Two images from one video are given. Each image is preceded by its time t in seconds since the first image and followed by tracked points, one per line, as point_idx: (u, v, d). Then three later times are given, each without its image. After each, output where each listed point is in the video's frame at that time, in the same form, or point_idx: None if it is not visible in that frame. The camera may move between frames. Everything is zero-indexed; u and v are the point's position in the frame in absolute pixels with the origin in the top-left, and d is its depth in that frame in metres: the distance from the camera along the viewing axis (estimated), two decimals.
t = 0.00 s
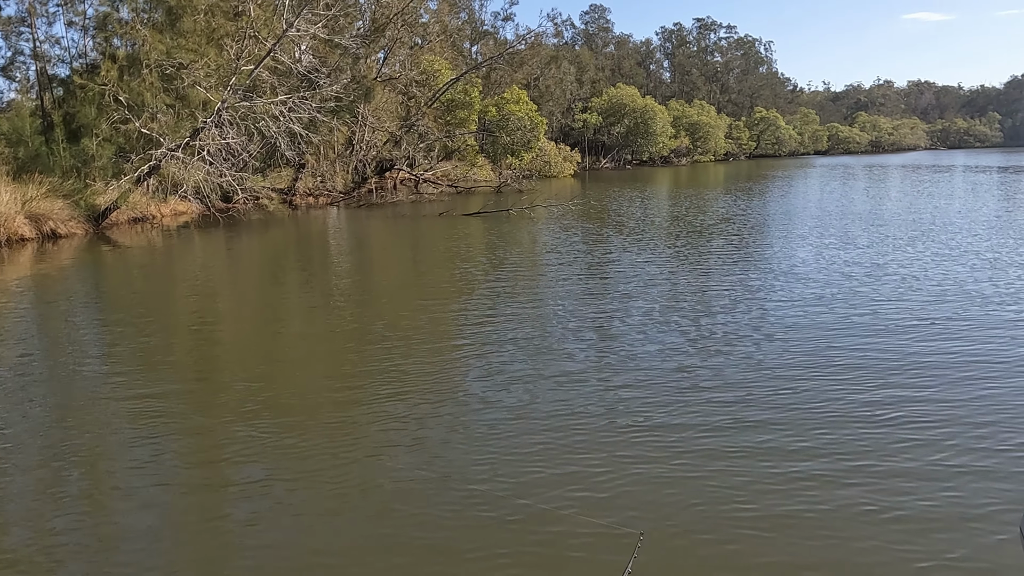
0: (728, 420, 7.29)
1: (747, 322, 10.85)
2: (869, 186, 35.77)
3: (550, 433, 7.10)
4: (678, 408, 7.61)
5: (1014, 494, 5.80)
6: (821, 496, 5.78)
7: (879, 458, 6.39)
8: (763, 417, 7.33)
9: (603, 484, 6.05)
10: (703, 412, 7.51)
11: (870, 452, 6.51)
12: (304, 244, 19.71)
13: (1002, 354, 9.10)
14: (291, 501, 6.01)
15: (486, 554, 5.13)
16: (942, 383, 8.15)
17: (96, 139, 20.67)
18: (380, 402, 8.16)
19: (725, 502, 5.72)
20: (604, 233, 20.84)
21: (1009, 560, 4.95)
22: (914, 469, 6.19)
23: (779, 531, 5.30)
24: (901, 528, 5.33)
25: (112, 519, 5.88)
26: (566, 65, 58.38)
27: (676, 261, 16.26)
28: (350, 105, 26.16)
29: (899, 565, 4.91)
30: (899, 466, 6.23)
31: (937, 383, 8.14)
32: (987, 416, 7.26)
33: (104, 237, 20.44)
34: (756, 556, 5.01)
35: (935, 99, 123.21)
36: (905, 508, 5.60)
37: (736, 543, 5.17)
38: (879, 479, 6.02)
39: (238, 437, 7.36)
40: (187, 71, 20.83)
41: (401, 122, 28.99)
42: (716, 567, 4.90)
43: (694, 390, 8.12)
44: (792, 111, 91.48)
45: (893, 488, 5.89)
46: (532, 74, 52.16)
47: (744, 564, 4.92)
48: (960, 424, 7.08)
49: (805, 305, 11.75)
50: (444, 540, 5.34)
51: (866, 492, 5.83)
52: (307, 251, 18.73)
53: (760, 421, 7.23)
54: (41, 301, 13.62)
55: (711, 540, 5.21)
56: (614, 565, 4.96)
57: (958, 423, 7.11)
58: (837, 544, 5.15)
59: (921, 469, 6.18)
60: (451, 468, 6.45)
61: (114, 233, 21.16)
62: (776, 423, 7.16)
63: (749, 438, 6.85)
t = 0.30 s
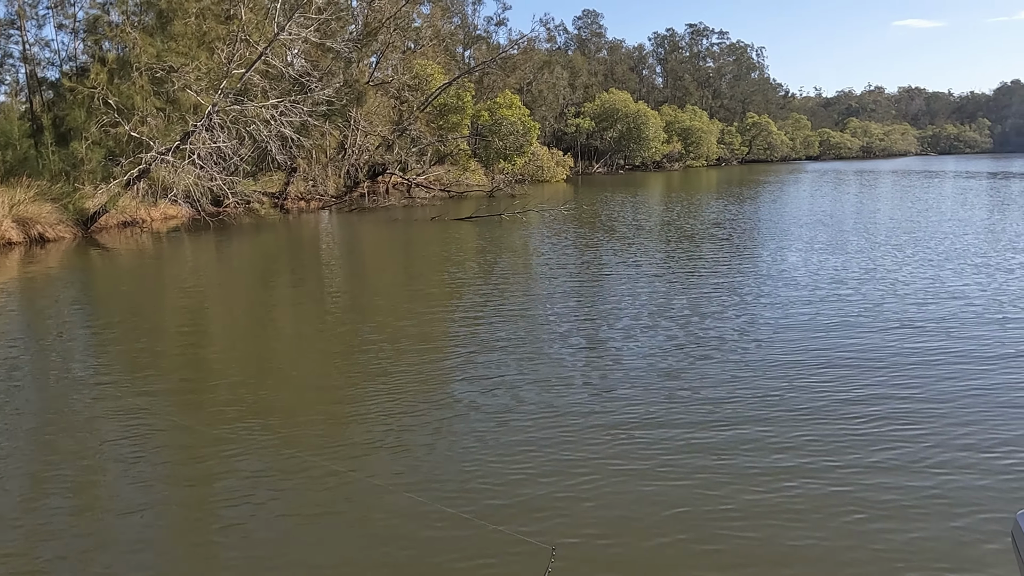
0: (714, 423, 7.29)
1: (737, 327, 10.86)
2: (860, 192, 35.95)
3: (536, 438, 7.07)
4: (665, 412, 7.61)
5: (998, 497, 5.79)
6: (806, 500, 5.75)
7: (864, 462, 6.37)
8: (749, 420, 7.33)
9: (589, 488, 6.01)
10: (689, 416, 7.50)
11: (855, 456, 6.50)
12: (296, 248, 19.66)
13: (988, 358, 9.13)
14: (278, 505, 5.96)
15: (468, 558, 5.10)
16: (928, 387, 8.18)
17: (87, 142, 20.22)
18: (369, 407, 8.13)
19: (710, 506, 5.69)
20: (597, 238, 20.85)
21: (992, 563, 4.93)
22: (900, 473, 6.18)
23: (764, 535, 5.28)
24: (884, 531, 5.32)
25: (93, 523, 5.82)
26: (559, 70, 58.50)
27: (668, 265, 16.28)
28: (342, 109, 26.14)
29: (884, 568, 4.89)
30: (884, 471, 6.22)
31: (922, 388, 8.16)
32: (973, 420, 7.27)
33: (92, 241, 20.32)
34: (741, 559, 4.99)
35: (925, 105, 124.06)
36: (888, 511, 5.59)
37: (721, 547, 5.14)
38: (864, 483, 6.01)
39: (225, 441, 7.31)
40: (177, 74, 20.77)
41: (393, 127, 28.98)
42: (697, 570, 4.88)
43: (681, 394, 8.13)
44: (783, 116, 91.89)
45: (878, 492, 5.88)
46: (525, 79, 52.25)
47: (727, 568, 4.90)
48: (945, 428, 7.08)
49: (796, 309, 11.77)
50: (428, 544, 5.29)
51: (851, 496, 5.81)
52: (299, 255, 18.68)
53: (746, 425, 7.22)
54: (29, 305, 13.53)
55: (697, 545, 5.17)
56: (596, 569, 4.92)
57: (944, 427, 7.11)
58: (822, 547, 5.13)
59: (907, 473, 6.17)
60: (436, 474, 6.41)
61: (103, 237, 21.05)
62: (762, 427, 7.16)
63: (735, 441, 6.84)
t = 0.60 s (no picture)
0: (693, 429, 7.28)
1: (723, 332, 10.86)
2: (848, 197, 36.13)
3: (514, 445, 7.00)
4: (644, 418, 7.59)
5: (973, 502, 5.78)
6: (781, 505, 5.75)
7: (841, 467, 6.37)
8: (729, 426, 7.33)
9: (565, 495, 5.96)
10: (669, 421, 7.49)
11: (832, 461, 6.47)
12: (284, 253, 19.56)
13: (968, 363, 9.16)
14: (257, 513, 5.90)
15: (443, 566, 5.05)
16: (908, 392, 8.20)
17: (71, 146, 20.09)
18: (354, 413, 8.05)
19: (685, 512, 5.65)
20: (587, 243, 20.88)
21: (964, 569, 4.92)
22: (876, 479, 6.15)
23: (738, 541, 5.25)
24: (859, 537, 5.31)
25: (65, 531, 5.74)
26: (548, 76, 58.65)
27: (658, 271, 16.28)
28: (330, 114, 26.06)
29: (857, 575, 4.87)
30: (860, 476, 6.20)
31: (902, 392, 8.18)
32: (950, 425, 7.26)
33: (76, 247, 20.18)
34: (716, 565, 4.97)
35: (912, 112, 125.06)
36: (864, 517, 5.57)
37: (695, 554, 5.11)
38: (839, 488, 6.01)
39: (207, 448, 7.23)
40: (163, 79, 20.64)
41: (381, 131, 28.93)
42: None
43: (661, 400, 8.12)
44: (772, 122, 92.40)
45: (853, 497, 5.88)
46: (514, 84, 52.37)
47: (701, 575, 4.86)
48: (923, 433, 7.06)
49: (783, 315, 11.78)
50: (402, 553, 5.23)
51: (826, 501, 5.81)
52: (287, 260, 18.57)
53: (725, 431, 7.22)
54: (12, 311, 13.42)
55: (671, 552, 5.14)
56: None
57: (922, 432, 7.10)
58: (797, 553, 5.11)
59: (883, 479, 6.15)
60: (412, 481, 6.34)
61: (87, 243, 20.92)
62: (741, 433, 7.15)
63: (714, 447, 6.83)
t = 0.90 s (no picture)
0: (670, 432, 7.29)
1: (706, 337, 10.89)
2: (834, 203, 36.36)
3: (490, 452, 6.93)
4: (623, 422, 7.60)
5: (946, 504, 5.81)
6: (757, 508, 5.75)
7: (817, 469, 6.40)
8: (707, 429, 7.34)
9: (540, 501, 5.92)
10: (648, 425, 7.50)
11: (807, 466, 6.45)
12: (269, 258, 19.46)
13: (946, 367, 9.23)
14: (234, 518, 5.82)
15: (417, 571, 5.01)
16: (885, 395, 8.25)
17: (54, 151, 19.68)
18: (336, 417, 8.00)
19: (660, 519, 5.62)
20: (574, 248, 20.92)
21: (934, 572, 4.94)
22: (849, 483, 6.14)
23: (712, 547, 5.22)
24: (833, 539, 5.32)
25: (37, 536, 5.67)
26: (536, 81, 58.77)
27: (645, 276, 16.32)
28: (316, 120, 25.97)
29: None
30: (835, 481, 6.19)
31: (880, 395, 8.23)
32: (924, 428, 7.26)
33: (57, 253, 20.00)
34: (689, 569, 4.96)
35: (897, 118, 126.31)
36: (838, 519, 5.59)
37: (668, 559, 5.07)
38: (815, 491, 6.03)
39: (186, 452, 7.17)
40: (147, 83, 20.49)
41: (368, 137, 28.88)
42: None
43: (641, 404, 8.13)
44: (758, 128, 92.97)
45: (828, 499, 5.90)
46: (502, 90, 52.47)
47: None
48: (897, 437, 7.07)
49: (768, 320, 11.82)
50: (375, 560, 5.16)
51: (801, 504, 5.82)
52: (272, 265, 18.48)
53: (703, 434, 7.23)
54: None
55: (644, 559, 5.10)
56: None
57: (896, 435, 7.10)
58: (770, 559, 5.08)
59: (856, 483, 6.14)
60: (388, 488, 6.27)
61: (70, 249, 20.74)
62: (718, 436, 7.17)
63: (691, 450, 6.84)
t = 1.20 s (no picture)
0: (649, 435, 7.30)
1: (689, 341, 10.93)
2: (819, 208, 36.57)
3: (468, 458, 6.88)
4: (602, 424, 7.61)
5: (919, 504, 5.84)
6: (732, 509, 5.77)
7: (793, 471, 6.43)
8: (685, 431, 7.36)
9: (516, 504, 5.92)
10: (627, 428, 7.51)
11: (784, 470, 6.43)
12: (254, 263, 19.37)
13: (924, 369, 9.31)
14: (209, 524, 5.78)
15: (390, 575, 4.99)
16: (863, 397, 8.30)
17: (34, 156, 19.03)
18: (318, 422, 7.96)
19: (635, 523, 5.58)
20: (560, 253, 20.95)
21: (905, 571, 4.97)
22: (824, 484, 6.17)
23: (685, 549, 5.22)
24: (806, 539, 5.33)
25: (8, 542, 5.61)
26: (524, 87, 58.87)
27: (630, 281, 16.38)
28: (302, 125, 25.91)
29: None
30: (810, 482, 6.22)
31: (857, 398, 8.29)
32: (898, 431, 7.29)
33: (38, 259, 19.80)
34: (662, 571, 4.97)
35: (882, 124, 127.36)
36: (812, 520, 5.61)
37: (641, 562, 5.07)
38: (790, 493, 6.05)
39: (165, 458, 7.12)
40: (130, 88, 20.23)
41: (354, 141, 28.83)
42: None
43: (620, 407, 8.15)
44: (745, 133, 93.52)
45: (804, 500, 5.92)
46: (490, 95, 52.53)
47: None
48: (874, 440, 7.07)
49: (751, 324, 11.88)
50: (350, 568, 5.10)
51: (776, 505, 5.84)
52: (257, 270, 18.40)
53: (681, 436, 7.25)
54: None
55: (617, 564, 5.06)
56: None
57: (872, 436, 7.16)
58: (744, 564, 5.05)
59: (831, 484, 6.17)
60: (364, 494, 6.21)
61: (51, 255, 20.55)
62: (696, 438, 7.19)
63: (669, 452, 6.85)
